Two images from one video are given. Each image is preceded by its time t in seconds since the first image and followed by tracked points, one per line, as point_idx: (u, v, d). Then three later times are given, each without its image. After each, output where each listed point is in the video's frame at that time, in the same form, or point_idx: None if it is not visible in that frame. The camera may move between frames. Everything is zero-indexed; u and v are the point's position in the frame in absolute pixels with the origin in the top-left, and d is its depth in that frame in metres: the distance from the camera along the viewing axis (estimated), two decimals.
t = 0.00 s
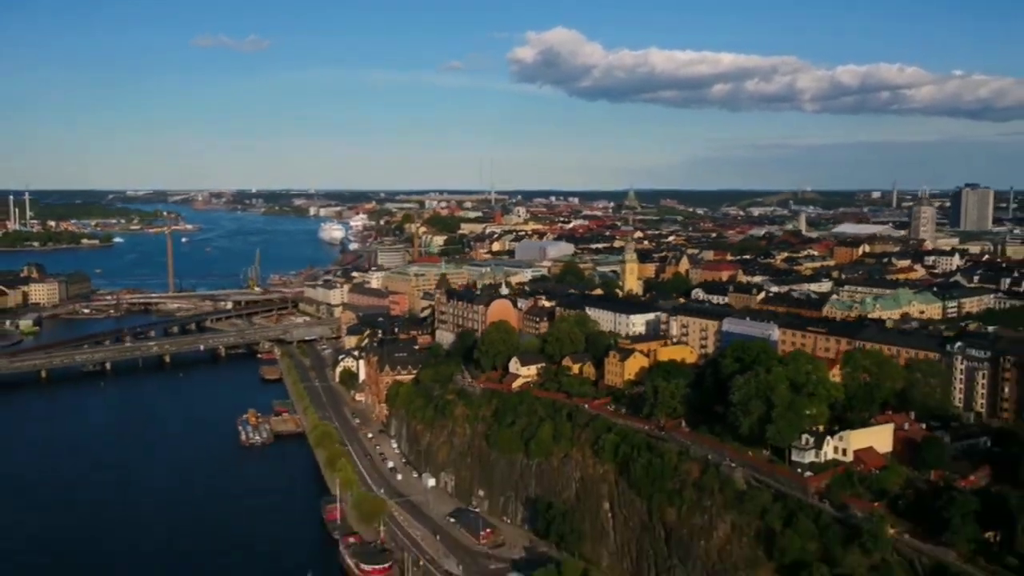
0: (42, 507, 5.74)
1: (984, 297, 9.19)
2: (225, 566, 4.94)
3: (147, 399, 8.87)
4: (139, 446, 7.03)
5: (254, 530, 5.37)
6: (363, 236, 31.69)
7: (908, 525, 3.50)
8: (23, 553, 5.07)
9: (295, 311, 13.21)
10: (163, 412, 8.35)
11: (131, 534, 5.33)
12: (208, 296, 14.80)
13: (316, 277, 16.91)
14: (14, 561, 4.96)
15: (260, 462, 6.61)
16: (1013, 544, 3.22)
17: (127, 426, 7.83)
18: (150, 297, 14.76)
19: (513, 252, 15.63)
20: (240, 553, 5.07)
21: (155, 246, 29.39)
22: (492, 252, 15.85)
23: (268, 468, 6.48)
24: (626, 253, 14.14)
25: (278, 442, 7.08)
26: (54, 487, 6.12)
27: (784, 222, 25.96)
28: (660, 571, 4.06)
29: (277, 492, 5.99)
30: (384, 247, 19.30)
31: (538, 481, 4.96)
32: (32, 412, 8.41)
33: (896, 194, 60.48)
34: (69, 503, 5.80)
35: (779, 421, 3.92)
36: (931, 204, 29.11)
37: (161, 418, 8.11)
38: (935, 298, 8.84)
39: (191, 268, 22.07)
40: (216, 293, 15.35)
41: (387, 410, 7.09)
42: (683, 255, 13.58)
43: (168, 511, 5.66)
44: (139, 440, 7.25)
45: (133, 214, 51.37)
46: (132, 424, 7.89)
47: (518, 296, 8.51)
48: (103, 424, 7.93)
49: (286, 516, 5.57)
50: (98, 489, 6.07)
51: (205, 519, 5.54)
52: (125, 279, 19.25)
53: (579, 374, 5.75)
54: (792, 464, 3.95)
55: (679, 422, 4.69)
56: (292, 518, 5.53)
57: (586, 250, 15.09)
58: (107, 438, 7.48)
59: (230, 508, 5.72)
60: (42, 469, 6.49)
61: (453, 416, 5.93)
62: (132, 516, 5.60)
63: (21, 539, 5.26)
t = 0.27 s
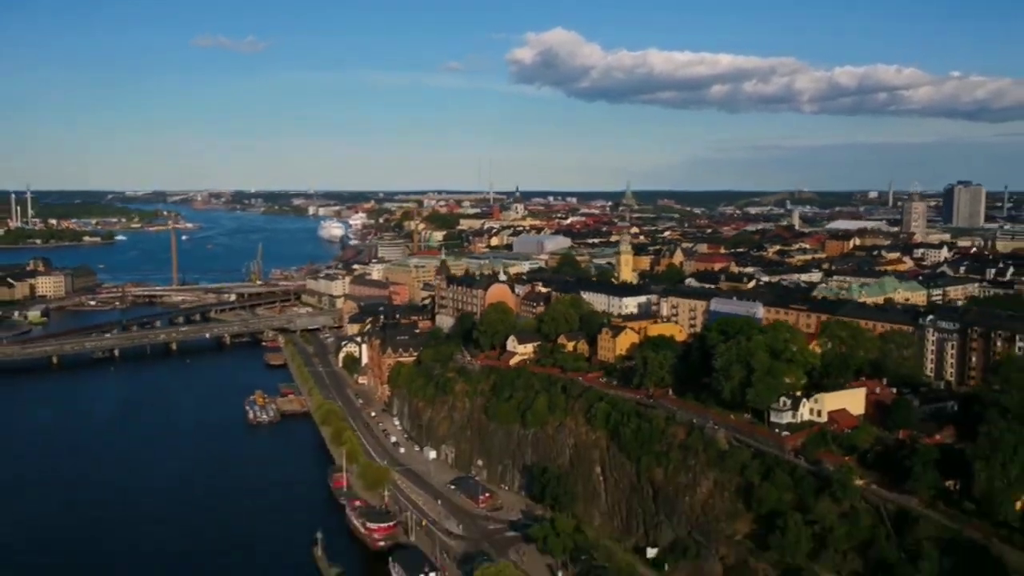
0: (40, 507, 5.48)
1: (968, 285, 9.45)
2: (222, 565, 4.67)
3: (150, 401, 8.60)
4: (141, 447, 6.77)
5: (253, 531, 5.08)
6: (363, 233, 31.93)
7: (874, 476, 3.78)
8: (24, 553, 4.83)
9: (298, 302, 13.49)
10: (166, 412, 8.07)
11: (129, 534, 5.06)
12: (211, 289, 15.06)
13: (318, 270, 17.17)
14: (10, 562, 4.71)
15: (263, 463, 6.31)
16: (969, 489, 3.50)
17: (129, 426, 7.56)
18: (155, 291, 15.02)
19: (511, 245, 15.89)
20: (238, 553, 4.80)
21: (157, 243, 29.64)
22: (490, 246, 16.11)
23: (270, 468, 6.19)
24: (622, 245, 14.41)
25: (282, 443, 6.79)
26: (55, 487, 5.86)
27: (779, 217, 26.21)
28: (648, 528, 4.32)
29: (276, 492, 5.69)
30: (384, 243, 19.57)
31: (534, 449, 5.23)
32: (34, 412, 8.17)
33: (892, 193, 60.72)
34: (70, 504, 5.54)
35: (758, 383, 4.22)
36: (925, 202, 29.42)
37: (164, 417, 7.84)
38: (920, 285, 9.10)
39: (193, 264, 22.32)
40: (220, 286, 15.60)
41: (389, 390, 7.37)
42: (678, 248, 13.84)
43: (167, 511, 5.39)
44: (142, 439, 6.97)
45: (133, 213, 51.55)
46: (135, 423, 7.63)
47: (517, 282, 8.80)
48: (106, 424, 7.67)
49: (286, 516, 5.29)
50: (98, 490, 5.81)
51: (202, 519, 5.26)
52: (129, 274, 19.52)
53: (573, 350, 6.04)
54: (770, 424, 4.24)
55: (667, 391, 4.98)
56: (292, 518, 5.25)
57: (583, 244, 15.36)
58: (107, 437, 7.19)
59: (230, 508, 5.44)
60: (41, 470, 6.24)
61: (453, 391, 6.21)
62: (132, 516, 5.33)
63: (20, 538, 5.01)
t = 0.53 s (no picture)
0: (36, 505, 5.18)
1: (953, 274, 9.73)
2: (222, 566, 4.40)
3: (151, 396, 8.29)
4: (144, 443, 6.43)
5: (255, 532, 4.77)
6: (362, 230, 32.18)
7: (847, 436, 4.05)
8: (22, 553, 4.55)
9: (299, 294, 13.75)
10: (168, 405, 7.75)
11: (126, 534, 4.75)
12: (214, 282, 15.29)
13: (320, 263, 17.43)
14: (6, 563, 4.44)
15: (267, 460, 5.99)
16: (933, 445, 3.77)
17: (130, 419, 7.25)
18: (158, 284, 15.25)
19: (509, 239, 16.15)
20: (241, 554, 4.51)
21: (157, 240, 29.87)
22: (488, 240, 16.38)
23: (275, 465, 5.86)
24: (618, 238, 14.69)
25: (286, 441, 6.46)
26: (53, 484, 5.56)
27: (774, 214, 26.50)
28: (637, 490, 4.58)
29: (279, 491, 5.38)
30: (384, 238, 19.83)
31: (530, 421, 5.50)
32: (34, 407, 7.89)
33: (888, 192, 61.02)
34: (67, 502, 5.24)
35: (740, 352, 4.50)
36: (918, 198, 29.72)
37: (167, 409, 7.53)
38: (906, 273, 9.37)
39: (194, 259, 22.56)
40: (222, 279, 15.82)
41: (390, 372, 7.64)
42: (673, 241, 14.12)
43: (166, 510, 5.07)
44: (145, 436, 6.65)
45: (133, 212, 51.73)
46: (137, 416, 7.33)
47: (515, 270, 9.07)
48: (108, 416, 7.37)
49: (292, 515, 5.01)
50: (97, 487, 5.50)
51: (206, 518, 4.97)
52: (131, 269, 19.77)
53: (567, 330, 6.32)
54: (752, 391, 4.51)
55: (656, 365, 5.26)
56: (294, 518, 4.97)
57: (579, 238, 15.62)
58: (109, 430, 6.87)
59: (232, 508, 5.12)
60: (39, 466, 5.93)
61: (453, 369, 6.48)
62: (134, 513, 5.05)
63: (19, 538, 4.72)
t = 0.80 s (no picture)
0: (35, 504, 4.92)
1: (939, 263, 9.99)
2: (225, 564, 4.21)
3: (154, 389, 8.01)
4: (148, 439, 6.13)
5: (259, 532, 4.54)
6: (361, 227, 32.47)
7: (823, 401, 4.34)
8: (22, 553, 4.32)
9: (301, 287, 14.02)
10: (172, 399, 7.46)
11: (127, 534, 4.51)
12: (217, 276, 15.53)
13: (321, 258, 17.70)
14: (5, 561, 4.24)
15: (274, 455, 5.72)
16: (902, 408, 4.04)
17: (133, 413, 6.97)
18: (162, 278, 15.50)
19: (507, 233, 16.42)
20: (245, 554, 4.30)
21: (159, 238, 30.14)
22: (486, 234, 16.66)
23: (282, 461, 5.61)
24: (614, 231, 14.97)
25: (291, 436, 6.17)
26: (53, 482, 5.30)
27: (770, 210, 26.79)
28: (628, 457, 4.84)
29: (291, 487, 5.14)
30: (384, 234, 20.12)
31: (527, 396, 5.77)
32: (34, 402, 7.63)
33: (884, 191, 61.33)
34: (68, 500, 4.98)
35: (725, 326, 4.84)
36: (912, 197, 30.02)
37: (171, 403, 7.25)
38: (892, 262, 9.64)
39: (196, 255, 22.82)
40: (224, 273, 16.07)
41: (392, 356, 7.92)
42: (667, 235, 14.41)
43: (169, 510, 4.82)
44: (149, 431, 6.35)
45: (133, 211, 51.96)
46: (140, 409, 7.07)
47: (514, 259, 9.34)
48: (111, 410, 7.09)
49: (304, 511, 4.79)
50: (97, 485, 5.22)
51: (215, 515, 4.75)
52: (134, 264, 20.05)
53: (563, 313, 6.61)
54: (736, 362, 4.82)
55: (647, 341, 5.55)
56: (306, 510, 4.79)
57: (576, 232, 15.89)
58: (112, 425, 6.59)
59: (237, 506, 4.88)
60: (39, 463, 5.67)
61: (453, 350, 6.76)
62: (139, 511, 4.81)
63: (18, 538, 4.48)
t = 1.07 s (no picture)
0: (37, 505, 4.73)
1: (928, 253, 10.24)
2: (225, 559, 4.03)
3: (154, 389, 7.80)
4: (151, 442, 5.94)
5: (262, 529, 4.35)
6: (361, 224, 32.70)
7: (804, 374, 4.62)
8: (22, 552, 4.12)
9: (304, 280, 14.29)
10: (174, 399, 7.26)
11: (128, 533, 4.32)
12: (220, 271, 15.76)
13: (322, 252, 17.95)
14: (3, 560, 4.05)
15: (280, 455, 5.53)
16: (878, 378, 4.30)
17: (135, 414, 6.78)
18: (166, 272, 15.73)
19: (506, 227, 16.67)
20: (248, 550, 4.12)
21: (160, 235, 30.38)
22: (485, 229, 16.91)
23: (288, 460, 5.42)
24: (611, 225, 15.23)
25: (295, 433, 6.00)
26: (53, 483, 5.11)
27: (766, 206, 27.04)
28: (622, 430, 5.09)
29: (299, 487, 4.95)
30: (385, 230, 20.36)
31: (526, 375, 6.03)
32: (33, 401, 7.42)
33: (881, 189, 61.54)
34: (67, 501, 4.79)
35: (713, 305, 5.15)
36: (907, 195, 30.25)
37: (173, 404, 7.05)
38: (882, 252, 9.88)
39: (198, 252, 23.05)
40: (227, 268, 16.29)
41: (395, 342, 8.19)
42: (663, 228, 14.67)
43: (170, 509, 4.63)
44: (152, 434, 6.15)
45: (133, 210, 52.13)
46: (140, 411, 6.87)
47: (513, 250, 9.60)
48: (110, 412, 6.89)
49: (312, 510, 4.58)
50: (101, 486, 5.04)
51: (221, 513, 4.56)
52: (137, 260, 20.32)
53: (560, 298, 6.88)
54: (723, 339, 5.11)
55: (640, 322, 5.84)
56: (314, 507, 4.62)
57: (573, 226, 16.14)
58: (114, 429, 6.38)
59: (244, 504, 4.69)
60: (39, 465, 5.48)
61: (454, 335, 7.03)
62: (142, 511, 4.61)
63: (17, 538, 4.28)
